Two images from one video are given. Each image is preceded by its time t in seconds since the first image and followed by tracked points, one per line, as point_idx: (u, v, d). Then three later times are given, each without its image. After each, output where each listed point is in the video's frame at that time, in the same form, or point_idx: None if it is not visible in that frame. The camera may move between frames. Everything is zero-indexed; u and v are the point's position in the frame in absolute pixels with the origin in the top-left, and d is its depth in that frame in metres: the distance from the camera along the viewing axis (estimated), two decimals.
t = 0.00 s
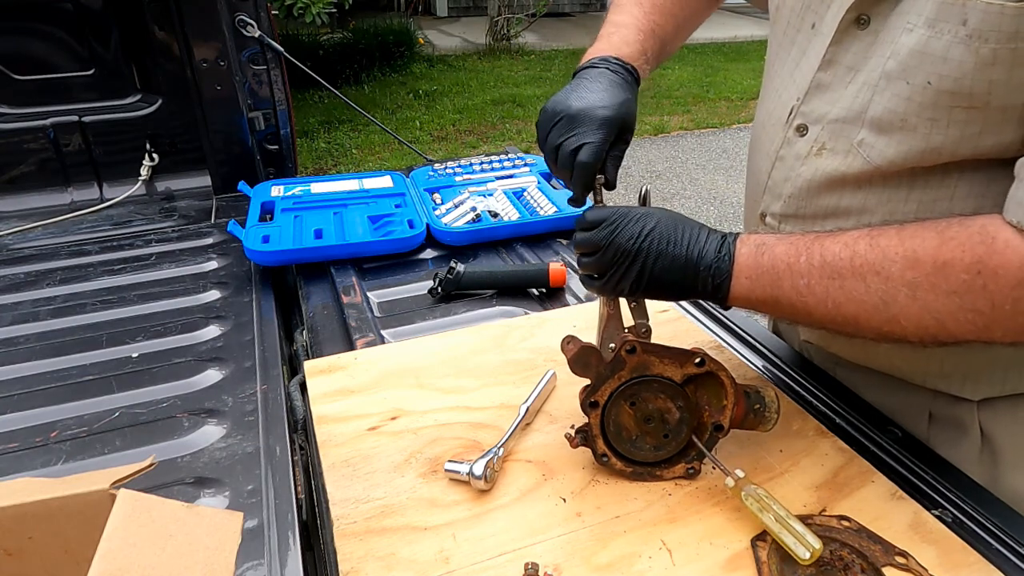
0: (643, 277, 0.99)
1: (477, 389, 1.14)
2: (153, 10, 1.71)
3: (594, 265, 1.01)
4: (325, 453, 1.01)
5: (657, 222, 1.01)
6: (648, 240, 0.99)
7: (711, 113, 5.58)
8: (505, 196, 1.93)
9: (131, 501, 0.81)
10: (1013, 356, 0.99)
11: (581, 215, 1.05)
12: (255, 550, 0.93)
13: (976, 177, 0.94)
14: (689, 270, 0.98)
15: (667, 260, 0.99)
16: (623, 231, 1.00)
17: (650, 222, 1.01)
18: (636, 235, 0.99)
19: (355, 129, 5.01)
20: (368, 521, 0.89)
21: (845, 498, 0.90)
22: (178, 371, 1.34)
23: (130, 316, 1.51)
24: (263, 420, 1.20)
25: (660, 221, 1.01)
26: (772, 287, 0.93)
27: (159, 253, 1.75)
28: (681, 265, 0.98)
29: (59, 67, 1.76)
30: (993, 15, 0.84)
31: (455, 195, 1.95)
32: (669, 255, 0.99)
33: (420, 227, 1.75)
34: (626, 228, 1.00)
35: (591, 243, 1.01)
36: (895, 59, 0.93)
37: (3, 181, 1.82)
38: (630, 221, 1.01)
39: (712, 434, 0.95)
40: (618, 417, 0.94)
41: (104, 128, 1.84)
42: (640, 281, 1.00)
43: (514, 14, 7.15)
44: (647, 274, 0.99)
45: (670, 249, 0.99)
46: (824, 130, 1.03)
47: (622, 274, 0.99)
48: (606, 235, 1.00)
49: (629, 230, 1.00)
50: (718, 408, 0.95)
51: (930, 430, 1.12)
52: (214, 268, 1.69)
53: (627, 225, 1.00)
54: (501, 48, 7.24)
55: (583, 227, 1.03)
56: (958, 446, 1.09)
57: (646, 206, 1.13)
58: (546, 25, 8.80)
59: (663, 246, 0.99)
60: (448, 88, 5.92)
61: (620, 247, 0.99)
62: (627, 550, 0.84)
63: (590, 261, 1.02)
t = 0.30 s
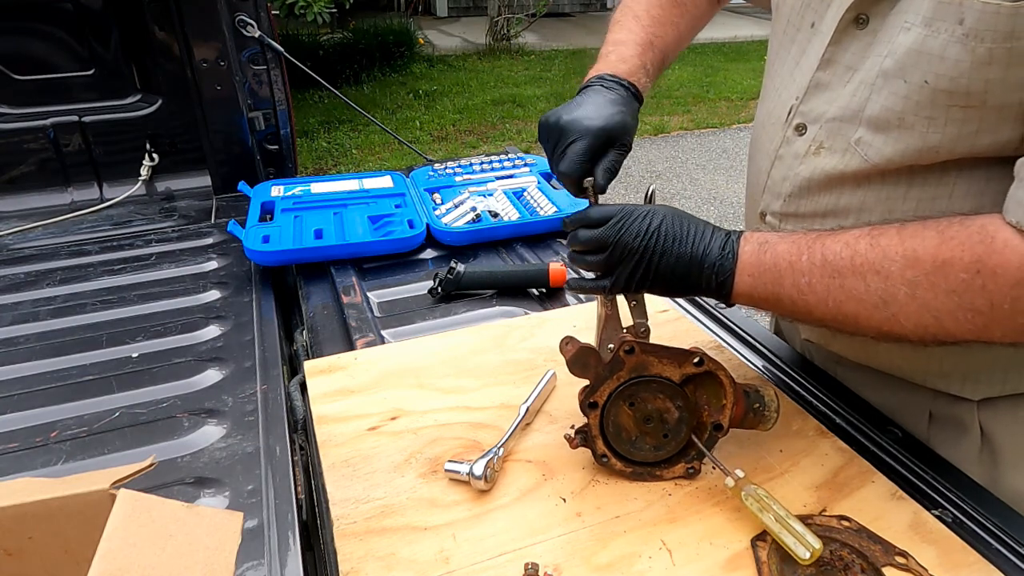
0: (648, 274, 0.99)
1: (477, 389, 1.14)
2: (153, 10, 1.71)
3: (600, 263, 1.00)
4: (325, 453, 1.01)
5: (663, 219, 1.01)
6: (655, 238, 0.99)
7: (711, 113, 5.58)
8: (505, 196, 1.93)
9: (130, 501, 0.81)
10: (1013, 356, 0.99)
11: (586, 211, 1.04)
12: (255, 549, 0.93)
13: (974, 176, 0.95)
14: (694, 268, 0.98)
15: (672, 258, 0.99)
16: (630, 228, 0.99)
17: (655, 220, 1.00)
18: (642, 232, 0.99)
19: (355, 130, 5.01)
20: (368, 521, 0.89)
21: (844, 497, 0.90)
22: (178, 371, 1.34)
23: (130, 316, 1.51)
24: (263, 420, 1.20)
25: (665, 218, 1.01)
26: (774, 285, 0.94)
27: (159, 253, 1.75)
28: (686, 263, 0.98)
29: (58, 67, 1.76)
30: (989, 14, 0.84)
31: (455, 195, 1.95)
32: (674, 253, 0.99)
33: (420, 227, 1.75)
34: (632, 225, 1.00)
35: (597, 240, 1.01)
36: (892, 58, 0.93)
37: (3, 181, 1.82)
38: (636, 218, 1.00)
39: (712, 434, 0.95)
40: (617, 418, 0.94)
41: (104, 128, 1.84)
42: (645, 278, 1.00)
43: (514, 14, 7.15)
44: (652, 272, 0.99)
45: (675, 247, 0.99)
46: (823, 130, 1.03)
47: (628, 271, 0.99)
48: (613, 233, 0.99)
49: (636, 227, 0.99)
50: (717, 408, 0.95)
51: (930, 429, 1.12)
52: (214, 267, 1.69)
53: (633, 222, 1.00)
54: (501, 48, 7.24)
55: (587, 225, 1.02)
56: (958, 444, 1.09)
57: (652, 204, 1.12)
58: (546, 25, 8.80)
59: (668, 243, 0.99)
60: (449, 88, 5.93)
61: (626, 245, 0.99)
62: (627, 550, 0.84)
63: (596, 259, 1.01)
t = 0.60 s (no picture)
0: (650, 275, 0.99)
1: (477, 389, 1.14)
2: (153, 10, 1.71)
3: (602, 263, 1.01)
4: (325, 453, 1.01)
5: (664, 219, 1.01)
6: (656, 238, 0.99)
7: (711, 113, 5.58)
8: (505, 196, 1.93)
9: (131, 501, 0.81)
10: (1013, 355, 0.99)
11: (588, 212, 1.04)
12: (255, 549, 0.93)
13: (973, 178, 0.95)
14: (696, 269, 0.98)
15: (675, 258, 0.99)
16: (631, 229, 0.99)
17: (656, 220, 1.00)
18: (644, 233, 0.99)
19: (355, 130, 5.01)
20: (368, 521, 0.89)
21: (845, 497, 0.90)
22: (178, 371, 1.34)
23: (130, 316, 1.51)
24: (263, 420, 1.20)
25: (668, 219, 1.01)
26: (776, 285, 0.94)
27: (159, 253, 1.75)
28: (688, 263, 0.98)
29: (59, 67, 1.76)
30: (992, 14, 0.84)
31: (455, 195, 1.95)
32: (676, 253, 0.98)
33: (420, 227, 1.75)
34: (633, 226, 1.00)
35: (599, 240, 1.01)
36: (894, 57, 0.93)
37: (3, 181, 1.82)
38: (638, 219, 1.00)
39: (712, 434, 0.95)
40: (617, 419, 0.94)
41: (104, 128, 1.84)
42: (647, 279, 1.00)
43: (513, 14, 7.15)
44: (654, 272, 0.99)
45: (677, 247, 0.99)
46: (824, 129, 1.03)
47: (630, 271, 0.99)
48: (616, 234, 0.99)
49: (637, 228, 0.99)
50: (718, 408, 0.95)
51: (930, 429, 1.12)
52: (214, 268, 1.69)
53: (634, 222, 1.00)
54: (501, 48, 7.24)
55: (590, 226, 1.02)
56: (958, 445, 1.09)
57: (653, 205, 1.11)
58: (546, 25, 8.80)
59: (670, 244, 0.99)
60: (448, 88, 5.93)
61: (628, 245, 0.99)
62: (627, 550, 0.84)
63: (597, 259, 1.01)
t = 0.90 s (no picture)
0: (628, 281, 0.99)
1: (477, 389, 1.14)
2: (153, 10, 1.71)
3: (581, 270, 1.00)
4: (325, 453, 1.01)
5: (644, 226, 1.00)
6: (634, 245, 0.98)
7: (711, 113, 5.58)
8: (505, 196, 1.93)
9: (131, 501, 0.81)
10: (1012, 355, 1.00)
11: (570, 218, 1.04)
12: (255, 549, 0.93)
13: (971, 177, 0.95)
14: (673, 276, 0.97)
15: (652, 265, 0.98)
16: (609, 235, 0.99)
17: (636, 227, 1.00)
18: (622, 240, 0.99)
19: (355, 129, 5.01)
20: (368, 521, 0.89)
21: (844, 497, 0.90)
22: (178, 371, 1.34)
23: (130, 316, 1.51)
24: (263, 419, 1.20)
25: (647, 225, 1.00)
26: (752, 291, 0.94)
27: (159, 253, 1.75)
28: (665, 270, 0.97)
29: (59, 67, 1.76)
30: (987, 15, 0.84)
31: (455, 195, 1.95)
32: (654, 260, 0.98)
33: (420, 227, 1.75)
34: (611, 233, 0.99)
35: (578, 246, 1.01)
36: (891, 60, 0.93)
37: (3, 181, 1.82)
38: (616, 225, 1.00)
39: (712, 434, 0.95)
40: (617, 420, 0.94)
41: (104, 128, 1.84)
42: (625, 285, 0.99)
43: (514, 14, 7.15)
44: (633, 279, 0.98)
45: (655, 254, 0.98)
46: (821, 132, 1.03)
47: (608, 278, 0.99)
48: (593, 239, 0.99)
49: (615, 235, 0.99)
50: (717, 408, 0.95)
51: (928, 430, 1.12)
52: (214, 268, 1.69)
53: (612, 229, 1.00)
54: (501, 48, 7.24)
55: (571, 231, 1.03)
56: (957, 445, 1.09)
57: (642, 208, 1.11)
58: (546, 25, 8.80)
59: (649, 251, 0.98)
60: (449, 88, 5.93)
61: (605, 252, 0.98)
62: (627, 550, 0.84)
63: (576, 265, 1.01)
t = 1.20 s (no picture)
0: (633, 283, 0.99)
1: (477, 389, 1.14)
2: (153, 10, 1.71)
3: (585, 275, 1.00)
4: (325, 453, 1.01)
5: (645, 227, 1.00)
6: (638, 247, 0.98)
7: (711, 113, 5.58)
8: (505, 196, 1.92)
9: (131, 501, 0.81)
10: (1010, 356, 1.00)
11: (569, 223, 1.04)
12: (255, 549, 0.93)
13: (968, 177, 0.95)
14: (678, 275, 0.97)
15: (657, 265, 0.98)
16: (612, 238, 0.99)
17: (638, 229, 1.00)
18: (625, 243, 0.98)
19: (355, 129, 5.01)
20: (368, 521, 0.89)
21: (844, 498, 0.90)
22: (178, 371, 1.34)
23: (130, 316, 1.51)
24: (263, 419, 1.20)
25: (648, 226, 1.00)
26: (756, 288, 0.94)
27: (159, 253, 1.75)
28: (670, 270, 0.97)
29: (59, 67, 1.76)
30: (981, 14, 0.84)
31: (455, 195, 1.95)
32: (658, 261, 0.98)
33: (420, 227, 1.75)
34: (614, 236, 0.99)
35: (581, 251, 1.00)
36: (885, 57, 0.93)
37: (4, 181, 1.82)
38: (618, 229, 1.00)
39: (712, 434, 0.95)
40: (617, 421, 0.94)
41: (104, 128, 1.84)
42: (631, 286, 0.99)
43: (514, 14, 7.15)
44: (638, 280, 0.98)
45: (659, 255, 0.98)
46: (817, 129, 1.03)
47: (613, 281, 0.99)
48: (595, 243, 0.99)
49: (618, 238, 0.99)
50: (718, 408, 0.95)
51: (926, 429, 1.12)
52: (214, 267, 1.69)
53: (614, 232, 0.99)
54: (501, 48, 7.24)
55: (570, 237, 1.02)
56: (954, 444, 1.09)
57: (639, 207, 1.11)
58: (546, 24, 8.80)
59: (652, 252, 0.98)
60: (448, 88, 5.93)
61: (609, 255, 0.98)
62: (627, 550, 0.85)
63: (580, 271, 1.01)
